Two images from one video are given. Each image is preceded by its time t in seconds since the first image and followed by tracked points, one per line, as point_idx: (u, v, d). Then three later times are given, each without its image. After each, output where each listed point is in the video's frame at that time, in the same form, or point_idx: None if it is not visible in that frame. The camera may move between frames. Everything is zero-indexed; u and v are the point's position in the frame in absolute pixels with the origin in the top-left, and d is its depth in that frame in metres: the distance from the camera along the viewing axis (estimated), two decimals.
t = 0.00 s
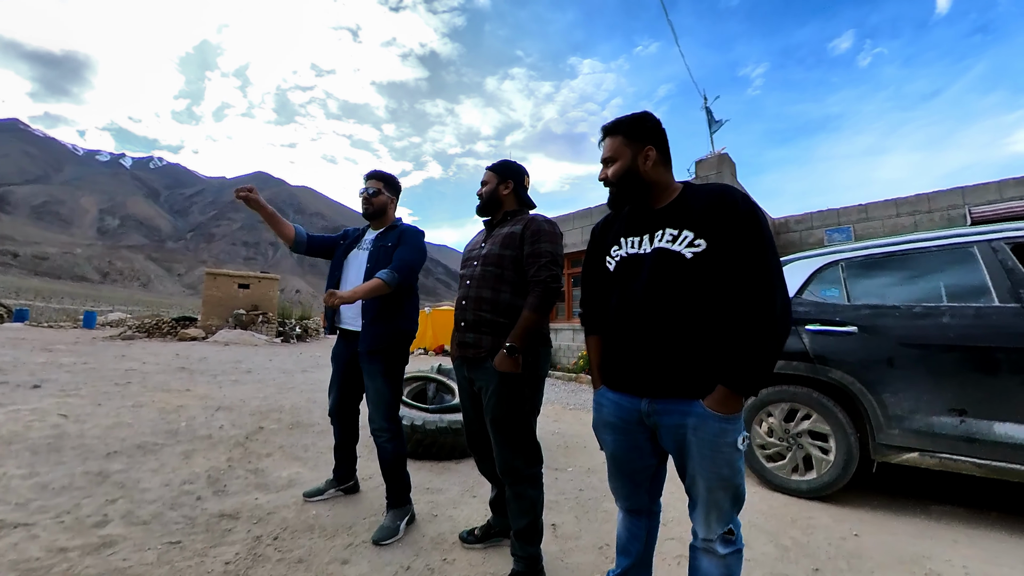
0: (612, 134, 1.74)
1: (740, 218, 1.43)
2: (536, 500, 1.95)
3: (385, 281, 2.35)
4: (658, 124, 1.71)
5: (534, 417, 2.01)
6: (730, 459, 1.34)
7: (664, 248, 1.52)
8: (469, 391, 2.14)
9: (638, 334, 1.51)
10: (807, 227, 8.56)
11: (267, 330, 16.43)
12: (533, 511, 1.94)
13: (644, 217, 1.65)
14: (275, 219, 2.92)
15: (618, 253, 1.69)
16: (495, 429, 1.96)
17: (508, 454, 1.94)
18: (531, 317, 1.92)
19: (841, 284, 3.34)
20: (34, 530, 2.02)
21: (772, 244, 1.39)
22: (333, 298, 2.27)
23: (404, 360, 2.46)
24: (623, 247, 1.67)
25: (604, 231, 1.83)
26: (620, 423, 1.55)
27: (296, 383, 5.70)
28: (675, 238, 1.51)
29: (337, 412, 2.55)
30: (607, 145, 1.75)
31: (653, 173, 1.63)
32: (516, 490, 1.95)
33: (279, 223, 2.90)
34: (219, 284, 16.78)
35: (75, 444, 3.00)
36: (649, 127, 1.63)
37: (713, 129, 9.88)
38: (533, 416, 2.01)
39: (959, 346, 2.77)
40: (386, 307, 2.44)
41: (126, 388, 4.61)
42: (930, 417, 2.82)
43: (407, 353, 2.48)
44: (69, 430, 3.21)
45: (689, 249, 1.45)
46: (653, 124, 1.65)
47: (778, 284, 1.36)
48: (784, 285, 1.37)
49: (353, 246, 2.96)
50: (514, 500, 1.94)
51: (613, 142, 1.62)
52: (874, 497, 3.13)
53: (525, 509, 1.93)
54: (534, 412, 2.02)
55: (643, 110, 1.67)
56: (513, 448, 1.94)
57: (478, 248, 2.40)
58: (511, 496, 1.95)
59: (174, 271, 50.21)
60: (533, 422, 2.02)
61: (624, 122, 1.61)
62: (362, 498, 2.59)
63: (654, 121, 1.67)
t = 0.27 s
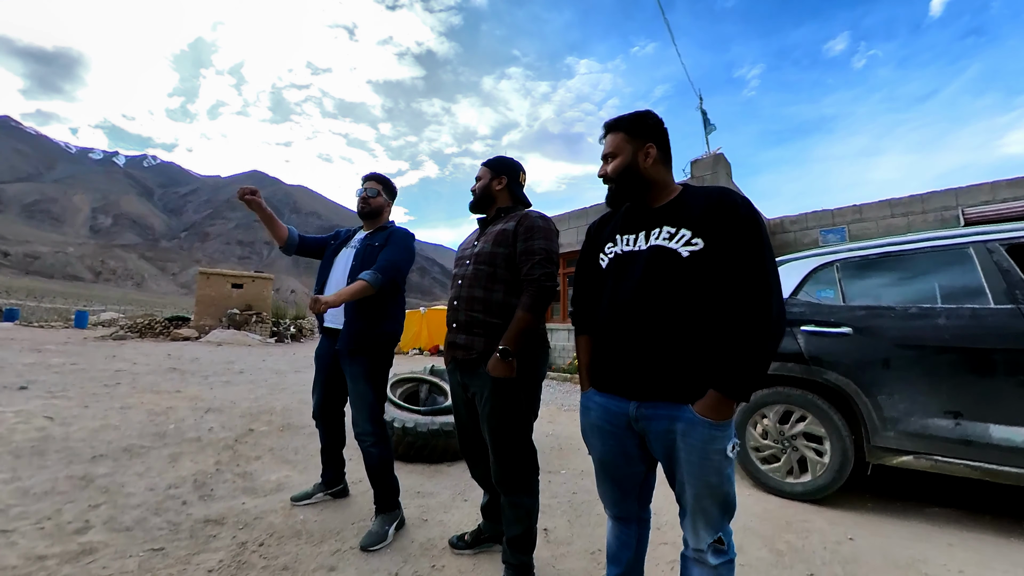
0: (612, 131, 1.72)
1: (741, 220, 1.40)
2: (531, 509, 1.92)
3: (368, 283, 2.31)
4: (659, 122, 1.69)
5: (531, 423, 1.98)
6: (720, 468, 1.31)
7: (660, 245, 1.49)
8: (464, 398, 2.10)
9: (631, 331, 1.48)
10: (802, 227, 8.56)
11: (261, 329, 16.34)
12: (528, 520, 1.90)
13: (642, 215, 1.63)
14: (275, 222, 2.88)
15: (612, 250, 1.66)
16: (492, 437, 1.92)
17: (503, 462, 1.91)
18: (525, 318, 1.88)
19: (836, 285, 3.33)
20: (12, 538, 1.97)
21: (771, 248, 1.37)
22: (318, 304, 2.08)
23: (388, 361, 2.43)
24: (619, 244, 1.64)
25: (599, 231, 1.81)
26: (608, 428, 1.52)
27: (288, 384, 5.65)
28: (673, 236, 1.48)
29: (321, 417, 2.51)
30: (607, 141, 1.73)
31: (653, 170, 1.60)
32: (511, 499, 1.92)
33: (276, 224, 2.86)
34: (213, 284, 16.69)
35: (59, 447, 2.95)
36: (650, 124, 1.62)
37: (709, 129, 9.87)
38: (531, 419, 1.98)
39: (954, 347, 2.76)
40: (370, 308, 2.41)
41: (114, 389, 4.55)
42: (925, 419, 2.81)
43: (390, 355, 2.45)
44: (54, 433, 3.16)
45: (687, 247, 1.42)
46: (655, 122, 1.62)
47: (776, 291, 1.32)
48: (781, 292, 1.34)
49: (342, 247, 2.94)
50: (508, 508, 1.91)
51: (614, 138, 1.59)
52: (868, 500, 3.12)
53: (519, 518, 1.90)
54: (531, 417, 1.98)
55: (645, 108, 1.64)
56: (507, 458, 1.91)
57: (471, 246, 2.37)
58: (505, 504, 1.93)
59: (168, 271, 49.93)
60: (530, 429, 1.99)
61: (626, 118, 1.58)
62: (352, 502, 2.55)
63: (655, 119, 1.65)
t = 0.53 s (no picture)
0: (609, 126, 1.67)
1: (733, 222, 1.37)
2: (521, 520, 1.90)
3: (358, 288, 2.28)
4: (655, 119, 1.66)
5: (523, 430, 1.94)
6: (707, 478, 1.28)
7: (650, 246, 1.47)
8: (452, 405, 2.06)
9: (619, 334, 1.46)
10: (796, 228, 8.55)
11: (256, 329, 16.27)
12: (517, 531, 1.88)
13: (635, 216, 1.61)
14: (251, 217, 2.89)
15: (602, 251, 1.64)
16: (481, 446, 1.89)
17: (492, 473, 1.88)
18: (517, 321, 1.84)
19: (831, 285, 3.30)
20: None
21: (765, 252, 1.33)
22: (310, 309, 2.08)
23: (370, 362, 2.42)
24: (609, 244, 1.62)
25: (591, 231, 1.79)
26: (594, 434, 1.49)
27: (279, 384, 5.61)
28: (663, 237, 1.45)
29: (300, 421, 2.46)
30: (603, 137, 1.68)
31: (647, 167, 1.59)
32: (500, 509, 1.89)
33: (253, 220, 2.88)
34: (207, 283, 16.60)
35: (41, 450, 2.90)
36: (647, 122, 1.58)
37: (704, 129, 9.86)
38: (524, 426, 1.96)
39: (949, 349, 2.74)
40: (352, 308, 2.38)
41: (101, 390, 4.50)
42: (920, 421, 2.79)
43: (372, 355, 2.43)
44: (37, 436, 3.12)
45: (677, 249, 1.39)
46: (651, 118, 1.60)
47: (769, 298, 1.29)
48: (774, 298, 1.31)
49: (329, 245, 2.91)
50: (498, 518, 1.88)
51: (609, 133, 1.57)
52: (862, 503, 3.10)
53: (509, 529, 1.88)
54: (523, 423, 1.95)
55: (641, 104, 1.62)
56: (497, 468, 1.88)
57: (462, 244, 2.33)
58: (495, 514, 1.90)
59: (163, 270, 49.69)
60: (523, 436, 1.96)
61: (622, 113, 1.56)
62: (338, 507, 2.52)
63: (651, 115, 1.63)
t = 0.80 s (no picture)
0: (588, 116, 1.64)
1: (716, 216, 1.32)
2: (508, 530, 1.85)
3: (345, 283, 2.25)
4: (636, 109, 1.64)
5: (512, 437, 1.88)
6: (692, 489, 1.23)
7: (631, 244, 1.43)
8: (434, 410, 2.00)
9: (602, 336, 1.42)
10: (791, 228, 8.54)
11: (249, 329, 16.19)
12: (503, 542, 1.84)
13: (616, 212, 1.57)
14: (241, 216, 2.83)
15: (583, 249, 1.60)
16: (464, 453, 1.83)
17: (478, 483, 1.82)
18: (501, 323, 1.77)
19: (826, 285, 3.27)
20: None
21: (751, 244, 1.28)
22: (291, 304, 2.04)
23: (352, 363, 2.38)
24: (591, 242, 1.58)
25: (574, 227, 1.75)
26: (580, 439, 1.45)
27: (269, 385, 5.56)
28: (644, 233, 1.41)
29: (282, 423, 2.45)
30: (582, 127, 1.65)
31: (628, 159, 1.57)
32: (488, 521, 1.84)
33: (243, 218, 2.83)
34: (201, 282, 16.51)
35: (19, 454, 2.85)
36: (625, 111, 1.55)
37: (699, 128, 9.83)
38: (512, 434, 1.89)
39: (946, 350, 2.70)
40: (333, 309, 2.35)
41: (86, 391, 4.44)
42: (917, 424, 2.75)
43: (353, 356, 2.39)
44: (15, 438, 3.07)
45: (657, 246, 1.35)
46: (631, 108, 1.58)
47: (756, 292, 1.23)
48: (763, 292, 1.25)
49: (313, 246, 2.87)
50: (484, 528, 1.84)
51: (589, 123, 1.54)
52: (857, 506, 3.07)
53: (495, 539, 1.84)
54: (512, 430, 1.89)
55: (621, 94, 1.60)
56: (483, 478, 1.83)
57: (448, 240, 2.27)
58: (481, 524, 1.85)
59: (158, 269, 49.47)
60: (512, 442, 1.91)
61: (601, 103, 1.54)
62: (321, 513, 2.48)
63: (632, 105, 1.61)
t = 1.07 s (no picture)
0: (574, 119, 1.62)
1: (703, 218, 1.29)
2: (502, 541, 1.83)
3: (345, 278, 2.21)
4: (623, 107, 1.60)
5: (508, 445, 1.86)
6: (684, 502, 1.20)
7: (618, 249, 1.40)
8: (426, 417, 1.98)
9: (592, 344, 1.39)
10: (786, 229, 8.54)
11: (244, 329, 16.11)
12: (497, 553, 1.82)
13: (605, 215, 1.54)
14: (218, 215, 2.80)
15: (571, 255, 1.58)
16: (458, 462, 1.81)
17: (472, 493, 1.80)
18: (501, 331, 1.73)
19: (822, 287, 3.25)
20: None
21: (742, 242, 1.24)
22: (292, 294, 1.94)
23: (345, 369, 2.34)
24: (578, 247, 1.55)
25: (564, 230, 1.72)
26: (574, 447, 1.42)
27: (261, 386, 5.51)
28: (630, 238, 1.39)
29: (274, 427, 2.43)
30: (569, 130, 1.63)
31: (617, 160, 1.53)
32: (481, 531, 1.82)
33: (221, 218, 2.80)
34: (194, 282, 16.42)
35: (4, 459, 2.81)
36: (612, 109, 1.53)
37: (694, 128, 9.81)
38: (509, 441, 1.87)
39: (944, 353, 2.69)
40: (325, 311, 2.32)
41: (75, 393, 4.39)
42: (913, 428, 2.74)
43: (347, 362, 2.35)
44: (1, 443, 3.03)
45: (644, 251, 1.32)
46: (617, 107, 1.55)
47: (748, 291, 1.19)
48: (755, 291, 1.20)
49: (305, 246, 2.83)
50: (477, 538, 1.82)
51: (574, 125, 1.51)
52: (853, 510, 3.06)
53: (488, 550, 1.81)
54: (508, 438, 1.86)
55: (607, 92, 1.56)
56: (477, 488, 1.80)
57: (441, 241, 2.23)
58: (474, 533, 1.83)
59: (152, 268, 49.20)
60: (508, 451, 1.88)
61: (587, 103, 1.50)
62: (311, 519, 2.45)
63: (619, 103, 1.57)
